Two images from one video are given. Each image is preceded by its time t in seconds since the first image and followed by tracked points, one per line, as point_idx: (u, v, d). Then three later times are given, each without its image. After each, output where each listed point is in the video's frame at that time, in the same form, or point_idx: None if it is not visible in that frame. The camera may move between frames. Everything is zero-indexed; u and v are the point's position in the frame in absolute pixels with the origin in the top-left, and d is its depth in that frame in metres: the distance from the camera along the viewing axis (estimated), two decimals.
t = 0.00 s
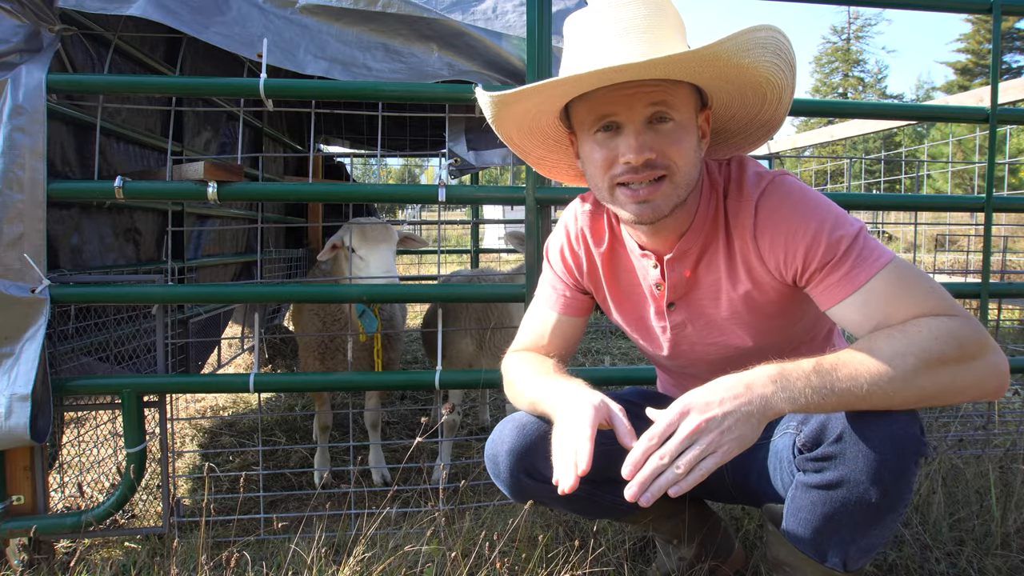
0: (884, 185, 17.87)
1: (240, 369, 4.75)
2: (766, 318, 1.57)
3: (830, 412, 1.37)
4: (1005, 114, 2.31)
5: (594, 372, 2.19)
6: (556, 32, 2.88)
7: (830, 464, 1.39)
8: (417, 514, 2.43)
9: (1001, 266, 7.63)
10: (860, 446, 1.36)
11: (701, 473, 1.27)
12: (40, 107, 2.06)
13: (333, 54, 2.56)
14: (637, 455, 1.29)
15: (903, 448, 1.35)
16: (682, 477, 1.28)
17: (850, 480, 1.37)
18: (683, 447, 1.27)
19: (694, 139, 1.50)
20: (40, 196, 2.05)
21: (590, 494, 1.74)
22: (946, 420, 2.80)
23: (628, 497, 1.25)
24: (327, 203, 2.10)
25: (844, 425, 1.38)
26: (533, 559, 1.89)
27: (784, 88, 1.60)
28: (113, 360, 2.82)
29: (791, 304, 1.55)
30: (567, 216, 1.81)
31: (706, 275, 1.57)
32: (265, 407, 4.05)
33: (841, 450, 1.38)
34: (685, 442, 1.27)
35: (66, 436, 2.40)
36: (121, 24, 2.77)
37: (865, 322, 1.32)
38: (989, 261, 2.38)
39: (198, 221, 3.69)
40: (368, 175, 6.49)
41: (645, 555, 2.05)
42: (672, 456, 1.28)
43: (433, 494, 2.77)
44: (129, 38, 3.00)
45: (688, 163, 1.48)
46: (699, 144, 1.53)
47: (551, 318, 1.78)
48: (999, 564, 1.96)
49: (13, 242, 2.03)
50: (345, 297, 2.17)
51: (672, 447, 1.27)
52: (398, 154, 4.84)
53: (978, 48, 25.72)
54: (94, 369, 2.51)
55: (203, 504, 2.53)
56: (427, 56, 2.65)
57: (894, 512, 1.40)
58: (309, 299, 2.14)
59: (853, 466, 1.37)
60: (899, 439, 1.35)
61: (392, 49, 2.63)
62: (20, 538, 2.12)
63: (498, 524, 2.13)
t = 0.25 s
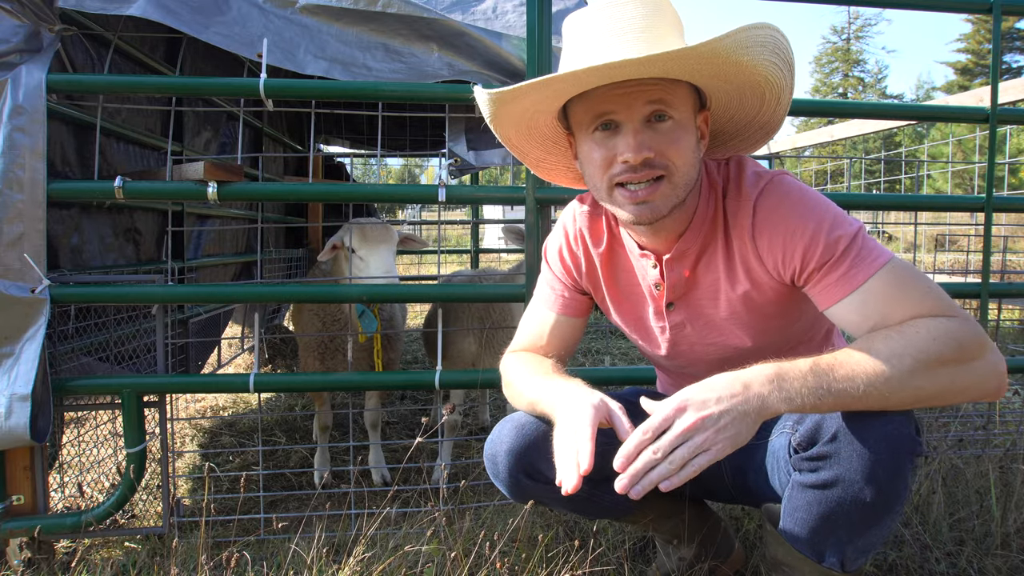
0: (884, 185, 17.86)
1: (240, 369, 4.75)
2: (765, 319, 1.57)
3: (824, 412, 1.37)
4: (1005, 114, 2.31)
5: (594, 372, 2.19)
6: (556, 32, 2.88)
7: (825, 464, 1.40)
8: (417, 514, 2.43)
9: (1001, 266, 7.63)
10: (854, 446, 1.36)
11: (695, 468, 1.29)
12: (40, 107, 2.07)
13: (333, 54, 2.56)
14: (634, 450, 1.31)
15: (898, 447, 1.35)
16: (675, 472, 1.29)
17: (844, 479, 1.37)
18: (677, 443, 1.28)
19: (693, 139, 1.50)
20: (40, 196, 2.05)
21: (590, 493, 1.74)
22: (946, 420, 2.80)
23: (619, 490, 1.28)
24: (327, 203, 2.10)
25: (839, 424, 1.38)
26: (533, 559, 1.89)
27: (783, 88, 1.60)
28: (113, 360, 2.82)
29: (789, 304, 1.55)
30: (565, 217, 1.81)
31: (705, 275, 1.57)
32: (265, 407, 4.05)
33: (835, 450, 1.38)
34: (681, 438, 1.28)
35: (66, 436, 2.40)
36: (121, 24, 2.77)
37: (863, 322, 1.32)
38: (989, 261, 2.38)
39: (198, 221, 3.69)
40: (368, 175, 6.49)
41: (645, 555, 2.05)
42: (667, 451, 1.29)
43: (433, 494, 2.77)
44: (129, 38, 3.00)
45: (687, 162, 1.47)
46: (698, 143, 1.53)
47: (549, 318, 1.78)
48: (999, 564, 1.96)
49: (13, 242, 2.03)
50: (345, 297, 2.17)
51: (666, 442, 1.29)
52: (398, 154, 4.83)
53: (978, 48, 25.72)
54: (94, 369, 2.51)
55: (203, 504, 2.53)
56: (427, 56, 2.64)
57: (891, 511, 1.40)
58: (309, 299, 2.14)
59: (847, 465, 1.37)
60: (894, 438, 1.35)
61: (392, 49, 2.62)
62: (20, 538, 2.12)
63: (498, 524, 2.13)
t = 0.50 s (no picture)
0: (884, 185, 17.85)
1: (240, 369, 4.75)
2: (763, 322, 1.57)
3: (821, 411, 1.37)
4: (1005, 114, 2.31)
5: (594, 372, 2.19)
6: (556, 32, 2.88)
7: (824, 462, 1.40)
8: (417, 514, 2.43)
9: (1002, 266, 7.62)
10: (853, 443, 1.36)
11: (664, 450, 1.31)
12: (40, 107, 2.06)
13: (333, 54, 2.56)
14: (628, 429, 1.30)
15: (897, 445, 1.34)
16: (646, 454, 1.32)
17: (843, 477, 1.37)
18: (667, 426, 1.29)
19: (692, 142, 1.50)
20: (40, 196, 2.05)
21: (590, 493, 1.74)
22: (946, 420, 2.80)
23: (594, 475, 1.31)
24: (327, 202, 2.10)
25: (837, 422, 1.38)
26: (533, 559, 1.89)
27: (782, 92, 1.59)
28: (113, 360, 2.82)
29: (787, 306, 1.55)
30: (564, 215, 1.81)
31: (702, 277, 1.57)
32: (265, 407, 4.05)
33: (834, 448, 1.38)
34: (673, 422, 1.28)
35: (66, 436, 2.40)
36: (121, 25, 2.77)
37: (859, 321, 1.31)
38: (989, 261, 2.38)
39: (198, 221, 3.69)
40: (368, 175, 6.49)
41: (645, 555, 2.05)
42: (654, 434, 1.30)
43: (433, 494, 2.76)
44: (129, 38, 3.00)
45: (686, 166, 1.47)
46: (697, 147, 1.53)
47: (547, 317, 1.78)
48: (999, 564, 1.96)
49: (13, 242, 2.03)
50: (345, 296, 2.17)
51: (658, 425, 1.29)
52: (398, 154, 4.83)
53: (978, 48, 25.72)
54: (95, 369, 2.51)
55: (203, 504, 2.53)
56: (427, 55, 2.64)
57: (892, 510, 1.40)
58: (309, 299, 2.14)
59: (846, 463, 1.37)
60: (894, 436, 1.34)
61: (392, 49, 2.62)
62: (20, 538, 2.12)
63: (498, 524, 2.13)
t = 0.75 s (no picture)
0: (884, 185, 17.85)
1: (240, 369, 4.75)
2: (763, 320, 1.57)
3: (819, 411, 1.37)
4: (1005, 114, 2.31)
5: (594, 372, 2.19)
6: (556, 32, 2.88)
7: (823, 462, 1.40)
8: (417, 514, 2.43)
9: (1002, 266, 7.62)
10: (852, 443, 1.36)
11: (651, 444, 1.31)
12: (40, 106, 2.06)
13: (333, 54, 2.56)
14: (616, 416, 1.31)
15: (896, 445, 1.34)
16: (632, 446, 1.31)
17: (843, 477, 1.37)
18: (653, 416, 1.30)
19: (690, 142, 1.50)
20: (40, 196, 2.05)
21: (590, 493, 1.74)
22: (946, 420, 2.80)
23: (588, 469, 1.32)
24: (327, 202, 2.10)
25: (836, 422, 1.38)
26: (532, 559, 1.89)
27: (783, 92, 1.58)
28: (113, 360, 2.82)
29: (787, 303, 1.55)
30: (561, 217, 1.81)
31: (701, 275, 1.57)
32: (265, 407, 4.05)
33: (833, 447, 1.38)
34: (659, 412, 1.29)
35: (66, 436, 2.40)
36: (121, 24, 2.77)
37: (856, 319, 1.31)
38: (989, 261, 2.38)
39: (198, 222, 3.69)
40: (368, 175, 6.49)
41: (645, 555, 2.05)
42: (642, 423, 1.30)
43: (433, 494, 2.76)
44: (129, 38, 3.00)
45: (683, 166, 1.47)
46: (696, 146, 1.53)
47: (545, 317, 1.78)
48: (999, 564, 1.96)
49: (13, 242, 2.03)
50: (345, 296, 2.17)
51: (646, 413, 1.29)
52: (398, 154, 4.84)
53: (978, 48, 25.73)
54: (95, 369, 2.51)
55: (203, 504, 2.53)
56: (427, 55, 2.64)
57: (891, 509, 1.40)
58: (309, 299, 2.14)
59: (845, 463, 1.37)
60: (893, 436, 1.34)
61: (392, 49, 2.62)
62: (20, 538, 2.12)
63: (498, 524, 2.13)
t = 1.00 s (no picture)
0: (884, 185, 17.85)
1: (240, 369, 4.75)
2: (762, 320, 1.56)
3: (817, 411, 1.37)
4: (1005, 114, 2.31)
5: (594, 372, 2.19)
6: (556, 32, 2.88)
7: (821, 462, 1.40)
8: (417, 514, 2.43)
9: (1001, 266, 7.62)
10: (850, 443, 1.36)
11: (654, 449, 1.31)
12: (40, 106, 2.06)
13: (333, 54, 2.56)
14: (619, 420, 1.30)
15: (894, 445, 1.34)
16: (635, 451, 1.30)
17: (840, 477, 1.37)
18: (656, 420, 1.29)
19: (689, 142, 1.50)
20: (40, 196, 2.05)
21: (591, 493, 1.74)
22: (946, 420, 2.80)
23: (598, 474, 1.32)
24: (327, 202, 2.10)
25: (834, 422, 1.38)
26: (532, 559, 1.89)
27: (783, 95, 1.58)
28: (113, 360, 2.82)
29: (785, 304, 1.55)
30: (559, 219, 1.81)
31: (700, 275, 1.57)
32: (265, 407, 4.05)
33: (831, 448, 1.38)
34: (662, 417, 1.29)
35: (66, 436, 2.40)
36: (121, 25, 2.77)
37: (854, 318, 1.31)
38: (989, 261, 2.38)
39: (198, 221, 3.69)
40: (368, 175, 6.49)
41: (645, 555, 2.05)
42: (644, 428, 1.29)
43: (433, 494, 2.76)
44: (129, 38, 3.00)
45: (681, 165, 1.47)
46: (696, 146, 1.52)
47: (544, 319, 1.78)
48: (999, 564, 1.96)
49: (13, 242, 2.03)
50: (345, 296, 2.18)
51: (649, 418, 1.29)
52: (398, 154, 4.83)
53: (977, 48, 25.74)
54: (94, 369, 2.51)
55: (203, 504, 2.52)
56: (427, 55, 2.64)
57: (890, 509, 1.40)
58: (310, 299, 2.14)
59: (843, 463, 1.37)
60: (890, 436, 1.34)
61: (392, 49, 2.62)
62: (20, 537, 2.12)
63: (498, 524, 2.13)
